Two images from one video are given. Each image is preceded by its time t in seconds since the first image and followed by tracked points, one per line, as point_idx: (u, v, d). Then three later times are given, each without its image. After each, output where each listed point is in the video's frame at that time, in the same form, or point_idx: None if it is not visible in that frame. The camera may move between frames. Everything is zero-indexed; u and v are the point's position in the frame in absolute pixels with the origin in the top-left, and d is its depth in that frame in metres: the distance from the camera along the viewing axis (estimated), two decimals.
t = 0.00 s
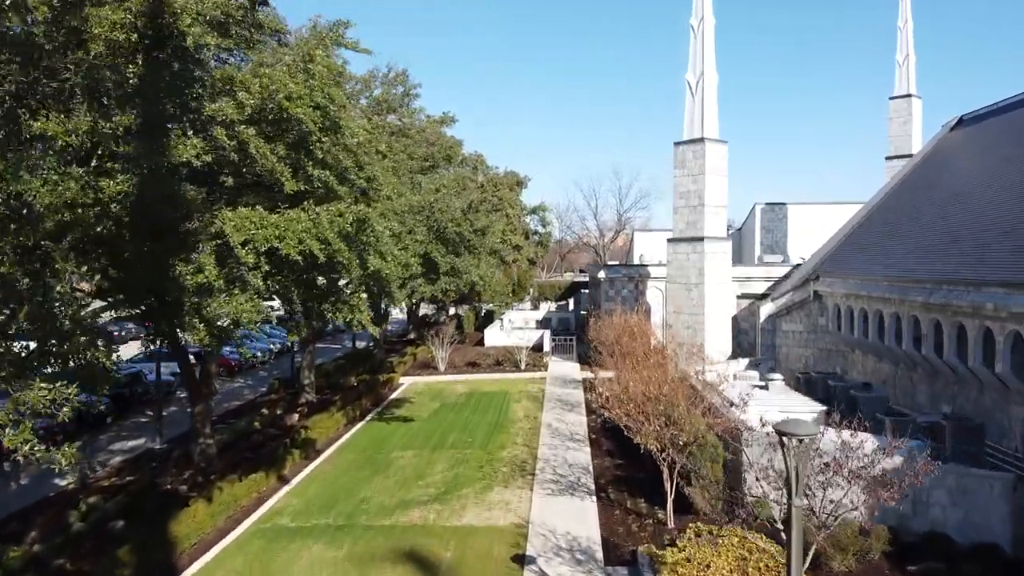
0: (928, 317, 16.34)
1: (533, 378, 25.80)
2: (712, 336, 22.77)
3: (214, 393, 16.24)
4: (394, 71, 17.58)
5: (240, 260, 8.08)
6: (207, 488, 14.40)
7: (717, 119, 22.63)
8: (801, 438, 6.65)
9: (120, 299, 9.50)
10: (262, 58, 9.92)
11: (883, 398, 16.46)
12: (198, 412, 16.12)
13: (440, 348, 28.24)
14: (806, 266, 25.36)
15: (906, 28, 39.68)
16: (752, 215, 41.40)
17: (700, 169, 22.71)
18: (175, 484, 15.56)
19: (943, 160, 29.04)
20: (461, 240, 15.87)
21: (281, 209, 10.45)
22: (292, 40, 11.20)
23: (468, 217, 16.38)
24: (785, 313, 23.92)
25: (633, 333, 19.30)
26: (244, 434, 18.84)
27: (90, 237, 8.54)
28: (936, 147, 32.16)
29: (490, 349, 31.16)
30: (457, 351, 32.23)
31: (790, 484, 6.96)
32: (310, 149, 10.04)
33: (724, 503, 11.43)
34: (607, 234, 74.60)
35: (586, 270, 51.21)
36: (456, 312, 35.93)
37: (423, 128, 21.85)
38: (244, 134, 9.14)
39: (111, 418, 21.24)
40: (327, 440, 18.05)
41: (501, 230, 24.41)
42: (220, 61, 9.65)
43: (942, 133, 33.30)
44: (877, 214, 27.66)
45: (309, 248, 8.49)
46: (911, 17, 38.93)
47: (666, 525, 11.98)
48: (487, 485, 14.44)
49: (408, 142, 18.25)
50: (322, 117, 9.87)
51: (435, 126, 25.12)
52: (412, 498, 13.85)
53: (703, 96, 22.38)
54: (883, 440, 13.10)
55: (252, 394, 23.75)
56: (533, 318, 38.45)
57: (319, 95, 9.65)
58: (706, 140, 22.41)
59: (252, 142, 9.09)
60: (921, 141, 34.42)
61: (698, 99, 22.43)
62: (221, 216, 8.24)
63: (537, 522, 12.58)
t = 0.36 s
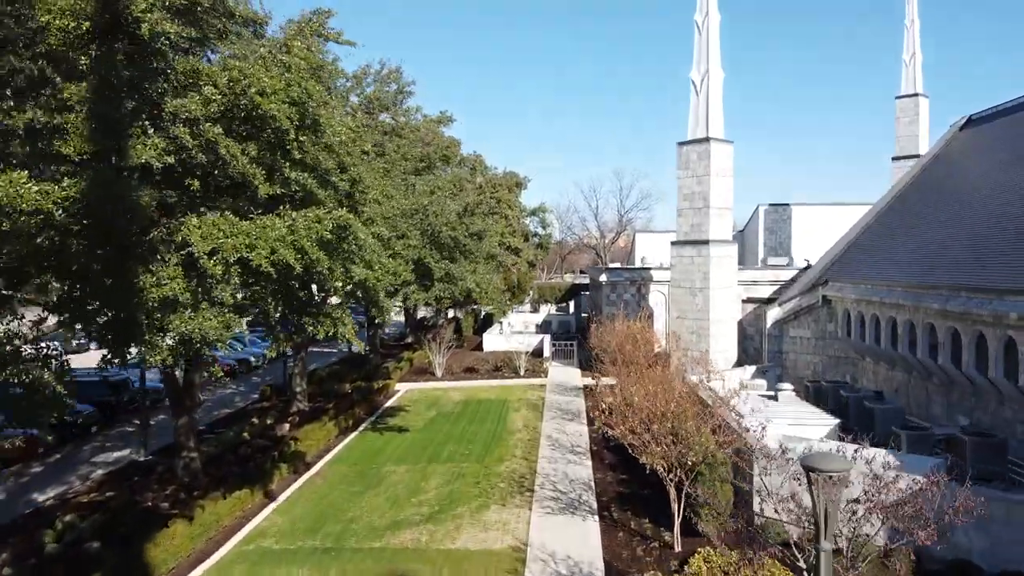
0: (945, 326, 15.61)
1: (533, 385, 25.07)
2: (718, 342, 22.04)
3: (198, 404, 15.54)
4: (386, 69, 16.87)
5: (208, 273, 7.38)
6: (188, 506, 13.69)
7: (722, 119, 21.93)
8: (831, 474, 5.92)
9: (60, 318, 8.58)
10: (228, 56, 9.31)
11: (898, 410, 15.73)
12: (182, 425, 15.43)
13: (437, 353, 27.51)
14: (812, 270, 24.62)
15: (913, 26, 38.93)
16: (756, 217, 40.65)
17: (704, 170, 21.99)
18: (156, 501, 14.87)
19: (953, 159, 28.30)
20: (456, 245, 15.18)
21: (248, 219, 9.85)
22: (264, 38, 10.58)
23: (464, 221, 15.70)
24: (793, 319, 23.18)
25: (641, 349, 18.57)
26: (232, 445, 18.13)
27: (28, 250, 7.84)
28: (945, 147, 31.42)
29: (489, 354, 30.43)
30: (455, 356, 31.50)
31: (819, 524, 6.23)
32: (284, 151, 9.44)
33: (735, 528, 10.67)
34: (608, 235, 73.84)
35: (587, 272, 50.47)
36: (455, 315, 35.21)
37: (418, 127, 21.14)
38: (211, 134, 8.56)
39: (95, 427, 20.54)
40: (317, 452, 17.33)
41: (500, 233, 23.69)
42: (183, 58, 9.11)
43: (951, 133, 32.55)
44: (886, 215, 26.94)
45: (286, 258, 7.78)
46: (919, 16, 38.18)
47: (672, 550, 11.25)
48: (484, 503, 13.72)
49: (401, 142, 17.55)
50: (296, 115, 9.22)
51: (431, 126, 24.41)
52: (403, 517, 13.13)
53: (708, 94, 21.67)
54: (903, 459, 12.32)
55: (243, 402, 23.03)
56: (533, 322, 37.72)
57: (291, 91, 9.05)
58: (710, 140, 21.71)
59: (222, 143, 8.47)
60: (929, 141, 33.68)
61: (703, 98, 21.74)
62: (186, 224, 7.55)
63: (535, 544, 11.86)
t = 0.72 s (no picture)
0: (965, 334, 14.89)
1: (533, 392, 24.35)
2: (724, 349, 21.29)
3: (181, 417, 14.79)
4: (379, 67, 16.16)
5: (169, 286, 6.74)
6: (169, 527, 12.98)
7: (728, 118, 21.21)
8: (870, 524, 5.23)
9: None
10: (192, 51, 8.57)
11: (916, 423, 14.99)
12: (164, 438, 14.70)
13: (435, 359, 26.80)
14: (820, 275, 23.90)
15: (919, 25, 38.23)
16: (759, 218, 39.94)
17: (709, 171, 21.26)
18: (136, 519, 14.16)
19: (963, 159, 27.59)
20: (452, 251, 14.43)
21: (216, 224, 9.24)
22: (236, 28, 9.91)
23: (459, 224, 14.99)
24: (800, 325, 22.46)
25: (646, 358, 17.86)
26: (219, 458, 17.42)
27: None
28: (954, 147, 30.71)
29: (487, 359, 29.72)
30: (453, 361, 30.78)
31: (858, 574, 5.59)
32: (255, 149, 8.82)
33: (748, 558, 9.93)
34: (608, 236, 73.10)
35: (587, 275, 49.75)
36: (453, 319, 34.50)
37: (414, 127, 20.43)
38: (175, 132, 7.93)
39: (78, 438, 19.84)
40: (307, 466, 16.60)
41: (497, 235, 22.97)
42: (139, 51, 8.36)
43: (959, 133, 31.84)
44: (894, 217, 26.21)
45: (257, 268, 7.15)
46: (925, 14, 37.43)
47: None
48: (482, 524, 12.98)
49: (394, 142, 16.84)
50: (268, 113, 8.59)
51: (428, 126, 23.69)
52: (395, 539, 12.42)
53: (713, 93, 20.96)
54: (924, 478, 11.58)
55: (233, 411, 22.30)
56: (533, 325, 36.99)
57: (263, 85, 8.42)
58: (716, 140, 20.99)
59: (187, 142, 7.83)
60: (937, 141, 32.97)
61: (709, 96, 21.03)
62: (144, 233, 6.92)
63: (535, 570, 11.14)
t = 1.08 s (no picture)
0: (986, 344, 14.14)
1: (533, 400, 23.59)
2: (731, 357, 20.53)
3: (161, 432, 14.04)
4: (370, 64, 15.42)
5: (121, 304, 6.15)
6: (146, 550, 12.22)
7: (734, 117, 20.48)
8: None
9: None
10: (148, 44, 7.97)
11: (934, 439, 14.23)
12: (144, 454, 13.95)
13: (432, 365, 26.05)
14: (829, 280, 23.15)
15: (927, 24, 37.51)
16: (763, 220, 39.18)
17: (715, 173, 20.53)
18: (113, 541, 13.41)
19: (973, 160, 26.84)
20: (449, 258, 13.67)
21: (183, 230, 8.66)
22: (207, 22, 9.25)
23: (454, 229, 14.24)
24: (808, 332, 21.70)
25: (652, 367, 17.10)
26: (204, 472, 16.67)
27: None
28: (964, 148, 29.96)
29: (486, 365, 28.96)
30: (451, 367, 30.03)
31: None
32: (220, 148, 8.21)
33: None
34: (609, 237, 72.31)
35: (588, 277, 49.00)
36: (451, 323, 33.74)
37: (409, 127, 19.70)
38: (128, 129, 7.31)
39: (60, 450, 19.08)
40: (296, 481, 15.84)
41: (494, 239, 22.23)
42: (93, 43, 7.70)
43: (969, 134, 31.11)
44: (904, 220, 25.47)
45: (218, 283, 6.57)
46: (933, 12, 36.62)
47: None
48: (479, 548, 12.22)
49: (386, 143, 16.10)
50: (232, 110, 7.99)
51: (425, 125, 22.95)
52: (386, 565, 11.67)
53: (718, 92, 20.22)
54: (948, 501, 10.81)
55: (222, 421, 21.55)
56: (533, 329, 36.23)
57: (224, 78, 7.81)
58: (722, 140, 20.26)
59: (140, 141, 7.23)
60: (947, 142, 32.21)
61: (714, 95, 20.30)
62: (92, 245, 6.33)
63: None
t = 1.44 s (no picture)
0: (1010, 357, 13.36)
1: (532, 409, 22.82)
2: (738, 365, 19.76)
3: (139, 449, 13.28)
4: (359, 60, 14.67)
5: (55, 329, 5.60)
6: None
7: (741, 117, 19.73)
8: None
9: None
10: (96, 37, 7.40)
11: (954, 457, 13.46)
12: (121, 471, 13.20)
13: (428, 372, 25.27)
14: (838, 285, 22.38)
15: (935, 22, 36.75)
16: (768, 221, 38.41)
17: (721, 174, 19.77)
18: (88, 564, 12.64)
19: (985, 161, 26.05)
20: (441, 264, 12.93)
21: (134, 242, 8.00)
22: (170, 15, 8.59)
23: (446, 233, 13.51)
24: (817, 340, 20.92)
25: (656, 379, 16.33)
26: (188, 487, 15.90)
27: None
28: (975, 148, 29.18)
29: (485, 372, 28.19)
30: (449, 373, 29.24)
31: None
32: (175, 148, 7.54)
33: None
34: (610, 238, 71.53)
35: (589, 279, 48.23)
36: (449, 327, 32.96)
37: (403, 126, 18.95)
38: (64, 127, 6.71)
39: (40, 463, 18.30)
40: (283, 499, 15.08)
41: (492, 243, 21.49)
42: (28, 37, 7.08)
43: (980, 134, 30.33)
44: (915, 223, 24.69)
45: (165, 293, 6.09)
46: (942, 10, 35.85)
47: None
48: None
49: (377, 144, 15.36)
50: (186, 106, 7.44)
51: (421, 125, 22.19)
52: None
53: (725, 91, 19.48)
54: (977, 528, 10.05)
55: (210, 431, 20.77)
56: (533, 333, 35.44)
57: (175, 67, 7.18)
58: (728, 141, 19.50)
59: (77, 140, 6.56)
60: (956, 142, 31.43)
61: (720, 94, 19.56)
62: (23, 264, 5.91)
63: None
